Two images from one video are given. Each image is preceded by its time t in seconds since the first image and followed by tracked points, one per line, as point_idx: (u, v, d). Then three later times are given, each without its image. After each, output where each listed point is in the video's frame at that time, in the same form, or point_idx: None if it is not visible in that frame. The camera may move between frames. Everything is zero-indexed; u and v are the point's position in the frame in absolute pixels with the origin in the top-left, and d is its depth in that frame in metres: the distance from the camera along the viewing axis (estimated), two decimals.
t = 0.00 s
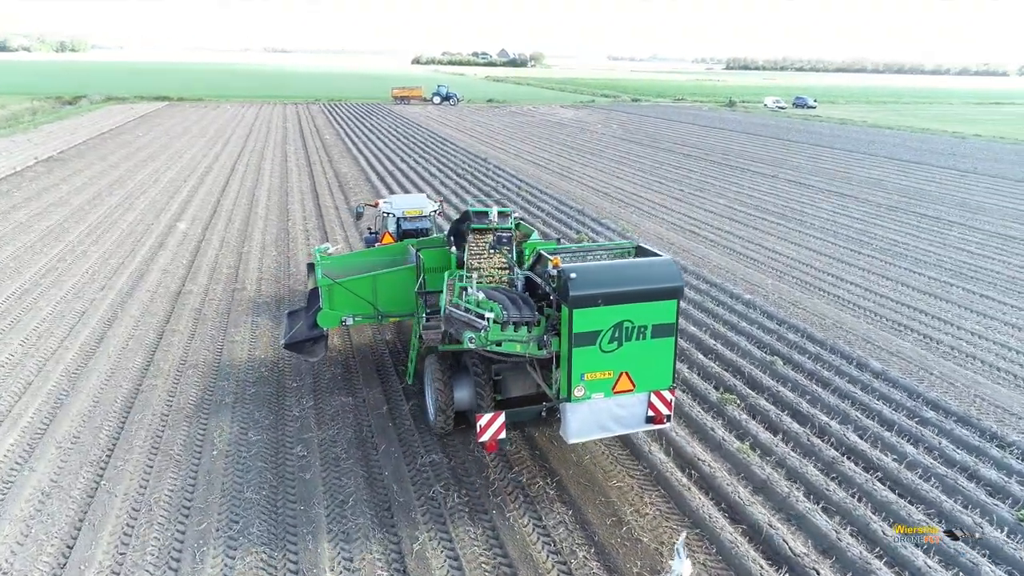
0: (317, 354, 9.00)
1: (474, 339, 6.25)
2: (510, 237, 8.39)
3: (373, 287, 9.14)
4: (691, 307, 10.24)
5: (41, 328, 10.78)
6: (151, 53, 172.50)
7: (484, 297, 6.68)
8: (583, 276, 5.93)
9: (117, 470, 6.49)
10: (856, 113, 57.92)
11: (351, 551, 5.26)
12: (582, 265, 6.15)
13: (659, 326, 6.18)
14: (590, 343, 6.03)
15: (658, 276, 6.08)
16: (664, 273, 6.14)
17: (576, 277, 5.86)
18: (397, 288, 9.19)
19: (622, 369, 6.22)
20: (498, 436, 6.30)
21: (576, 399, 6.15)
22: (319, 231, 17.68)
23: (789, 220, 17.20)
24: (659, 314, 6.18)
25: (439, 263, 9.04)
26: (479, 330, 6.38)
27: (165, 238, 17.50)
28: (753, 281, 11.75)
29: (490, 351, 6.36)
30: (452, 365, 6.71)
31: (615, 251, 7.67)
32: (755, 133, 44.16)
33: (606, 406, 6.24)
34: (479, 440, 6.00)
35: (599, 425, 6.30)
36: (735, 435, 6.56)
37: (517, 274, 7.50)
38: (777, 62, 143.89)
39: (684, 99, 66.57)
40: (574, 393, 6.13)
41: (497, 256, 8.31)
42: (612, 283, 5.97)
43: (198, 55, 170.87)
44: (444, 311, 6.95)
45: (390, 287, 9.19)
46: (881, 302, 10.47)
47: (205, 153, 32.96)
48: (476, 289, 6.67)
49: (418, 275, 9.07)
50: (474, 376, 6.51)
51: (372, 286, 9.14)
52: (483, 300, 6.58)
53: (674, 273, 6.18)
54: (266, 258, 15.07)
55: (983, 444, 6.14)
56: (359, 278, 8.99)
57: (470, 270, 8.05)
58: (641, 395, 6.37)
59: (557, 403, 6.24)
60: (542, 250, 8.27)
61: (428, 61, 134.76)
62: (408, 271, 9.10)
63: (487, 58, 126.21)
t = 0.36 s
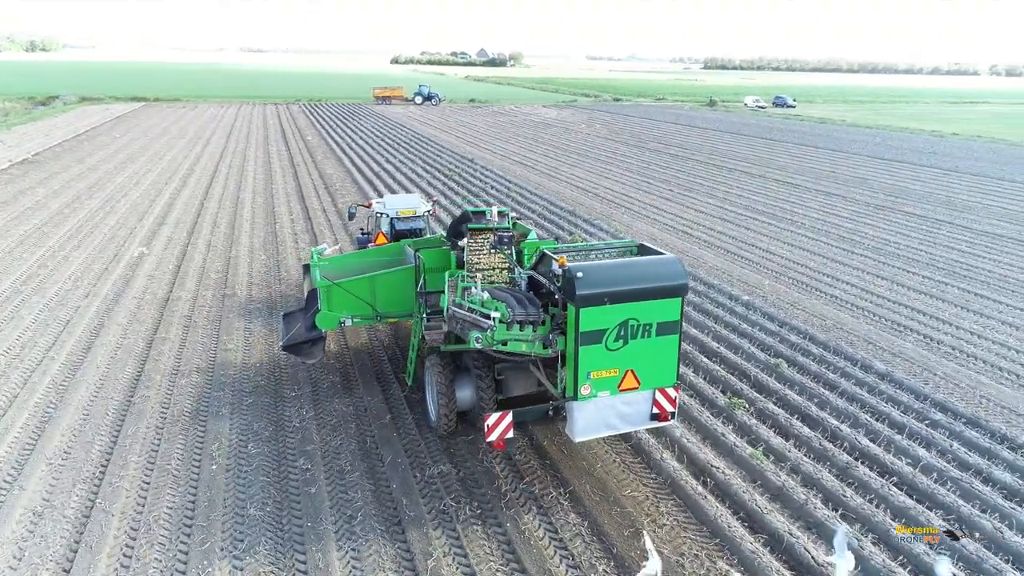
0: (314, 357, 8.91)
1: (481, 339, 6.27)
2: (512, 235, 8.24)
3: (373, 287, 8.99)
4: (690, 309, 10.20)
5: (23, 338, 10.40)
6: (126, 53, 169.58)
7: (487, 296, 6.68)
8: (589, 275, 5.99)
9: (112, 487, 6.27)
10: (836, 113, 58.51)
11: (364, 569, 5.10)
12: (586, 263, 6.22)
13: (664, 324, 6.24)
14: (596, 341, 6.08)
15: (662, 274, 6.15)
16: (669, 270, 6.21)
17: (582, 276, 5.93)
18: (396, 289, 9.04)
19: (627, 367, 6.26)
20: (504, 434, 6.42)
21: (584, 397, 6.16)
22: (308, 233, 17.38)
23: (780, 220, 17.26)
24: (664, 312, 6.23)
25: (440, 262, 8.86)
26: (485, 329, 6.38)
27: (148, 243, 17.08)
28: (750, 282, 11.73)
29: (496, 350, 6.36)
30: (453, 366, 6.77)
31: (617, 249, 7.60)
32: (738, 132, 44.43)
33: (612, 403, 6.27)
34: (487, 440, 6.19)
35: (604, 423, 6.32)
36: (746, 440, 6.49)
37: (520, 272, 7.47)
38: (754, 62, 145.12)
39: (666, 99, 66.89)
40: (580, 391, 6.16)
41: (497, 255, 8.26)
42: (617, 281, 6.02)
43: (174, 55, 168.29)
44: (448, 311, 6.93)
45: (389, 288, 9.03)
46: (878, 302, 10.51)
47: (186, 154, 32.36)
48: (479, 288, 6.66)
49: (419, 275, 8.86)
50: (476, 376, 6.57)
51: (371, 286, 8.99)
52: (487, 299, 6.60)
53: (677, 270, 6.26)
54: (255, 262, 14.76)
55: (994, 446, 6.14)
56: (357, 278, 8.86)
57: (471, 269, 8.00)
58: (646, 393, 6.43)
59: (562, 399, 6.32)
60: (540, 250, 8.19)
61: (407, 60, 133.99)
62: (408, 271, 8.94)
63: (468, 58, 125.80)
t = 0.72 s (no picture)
0: (308, 359, 8.94)
1: (485, 339, 6.27)
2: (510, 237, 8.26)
3: (369, 290, 8.85)
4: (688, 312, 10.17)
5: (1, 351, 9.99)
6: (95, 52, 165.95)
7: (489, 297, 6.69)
8: (594, 274, 6.02)
9: (106, 508, 6.03)
10: (811, 112, 59.28)
11: None
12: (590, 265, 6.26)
13: (667, 323, 6.25)
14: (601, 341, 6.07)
15: (664, 273, 6.19)
16: (671, 269, 6.24)
17: (586, 275, 5.95)
18: (392, 292, 8.92)
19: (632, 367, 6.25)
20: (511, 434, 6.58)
21: (588, 397, 6.14)
22: (294, 237, 17.04)
23: (768, 220, 17.34)
24: (668, 311, 6.25)
25: (437, 264, 8.72)
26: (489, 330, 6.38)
27: (128, 248, 16.61)
28: (745, 283, 11.74)
29: (500, 350, 6.36)
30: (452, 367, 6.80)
31: (618, 249, 7.52)
32: (718, 131, 44.72)
33: (616, 401, 6.28)
34: (492, 439, 6.31)
35: (609, 421, 6.31)
36: (755, 445, 6.44)
37: (521, 273, 7.51)
38: (730, 62, 146.50)
39: (645, 99, 67.13)
40: (585, 390, 6.13)
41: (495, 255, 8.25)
42: (620, 282, 6.05)
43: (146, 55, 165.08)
44: (449, 313, 6.96)
45: (386, 290, 8.90)
46: (873, 302, 10.57)
47: (163, 156, 31.66)
48: (481, 290, 6.68)
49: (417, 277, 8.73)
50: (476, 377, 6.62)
51: (368, 289, 8.86)
52: (489, 300, 6.61)
53: (679, 270, 6.29)
54: (240, 267, 14.40)
55: (1001, 447, 6.16)
56: (353, 281, 8.75)
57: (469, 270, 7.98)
58: (649, 392, 6.43)
59: (566, 399, 6.30)
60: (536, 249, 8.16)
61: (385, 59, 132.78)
62: (405, 274, 8.78)
63: (446, 58, 125.17)
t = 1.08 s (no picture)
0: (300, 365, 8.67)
1: (487, 341, 6.23)
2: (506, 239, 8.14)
3: (362, 292, 8.65)
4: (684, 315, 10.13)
5: None
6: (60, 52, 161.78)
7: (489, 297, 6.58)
8: (596, 275, 5.94)
9: (98, 533, 5.76)
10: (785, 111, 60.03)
11: None
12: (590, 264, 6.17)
13: (667, 323, 6.18)
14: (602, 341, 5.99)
15: (664, 273, 6.12)
16: (671, 269, 6.18)
17: (588, 276, 5.87)
18: (386, 295, 8.75)
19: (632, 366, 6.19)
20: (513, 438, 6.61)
21: (589, 397, 6.07)
22: (277, 242, 16.66)
23: (754, 220, 17.42)
24: (667, 311, 6.19)
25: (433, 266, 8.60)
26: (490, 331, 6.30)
27: (103, 255, 16.08)
28: (737, 285, 11.74)
29: (502, 352, 6.27)
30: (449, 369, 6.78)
31: (614, 249, 7.40)
32: (696, 131, 44.99)
33: (617, 401, 6.22)
34: (496, 441, 6.32)
35: (609, 421, 6.26)
36: (763, 451, 6.40)
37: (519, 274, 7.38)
38: (701, 62, 148.08)
39: (621, 99, 67.38)
40: (586, 391, 6.05)
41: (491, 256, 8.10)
42: (621, 281, 5.97)
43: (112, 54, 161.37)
44: (447, 314, 6.85)
45: (379, 293, 8.72)
46: (865, 302, 10.64)
47: (135, 159, 30.86)
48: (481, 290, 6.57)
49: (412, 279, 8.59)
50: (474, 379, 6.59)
51: (361, 291, 8.67)
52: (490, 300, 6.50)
53: (679, 270, 6.23)
54: (222, 273, 14.01)
55: (1007, 448, 6.21)
56: (347, 283, 8.55)
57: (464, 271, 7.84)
58: (648, 390, 6.37)
59: (567, 399, 6.22)
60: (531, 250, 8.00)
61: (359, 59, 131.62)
62: (399, 275, 8.60)
63: (421, 58, 124.39)
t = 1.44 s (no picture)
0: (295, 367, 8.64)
1: (489, 342, 6.09)
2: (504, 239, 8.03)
3: (358, 293, 8.50)
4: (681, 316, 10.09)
5: None
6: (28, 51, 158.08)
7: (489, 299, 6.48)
8: (597, 274, 5.87)
9: (94, 556, 5.54)
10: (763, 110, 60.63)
11: None
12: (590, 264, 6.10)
13: (667, 321, 6.13)
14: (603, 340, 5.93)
15: (662, 271, 6.06)
16: (669, 267, 6.11)
17: (590, 275, 5.80)
18: (381, 296, 8.60)
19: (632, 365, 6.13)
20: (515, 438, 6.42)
21: (590, 396, 6.01)
22: (262, 246, 16.34)
23: (741, 220, 17.48)
24: (667, 309, 6.13)
25: (429, 266, 8.49)
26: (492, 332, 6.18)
27: (82, 262, 15.62)
28: (731, 286, 11.74)
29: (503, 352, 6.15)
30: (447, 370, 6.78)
31: (610, 249, 7.36)
32: (676, 130, 45.20)
33: (618, 400, 6.16)
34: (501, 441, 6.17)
35: (610, 420, 6.19)
36: (773, 455, 6.38)
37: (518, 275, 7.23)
38: (679, 62, 148.93)
39: (601, 99, 67.51)
40: (587, 390, 5.99)
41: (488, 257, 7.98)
42: (622, 281, 5.91)
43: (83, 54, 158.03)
44: (446, 315, 6.73)
45: (375, 294, 8.57)
46: (860, 302, 10.70)
47: (111, 161, 30.16)
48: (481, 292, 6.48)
49: (408, 280, 8.47)
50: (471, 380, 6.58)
51: (357, 292, 8.51)
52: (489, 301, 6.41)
53: (677, 268, 6.17)
54: (208, 279, 13.68)
55: (1014, 449, 6.26)
56: (342, 284, 8.38)
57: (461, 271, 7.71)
58: (649, 388, 6.31)
59: (567, 399, 6.14)
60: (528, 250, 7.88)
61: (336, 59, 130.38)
62: (395, 275, 8.48)
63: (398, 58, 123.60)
